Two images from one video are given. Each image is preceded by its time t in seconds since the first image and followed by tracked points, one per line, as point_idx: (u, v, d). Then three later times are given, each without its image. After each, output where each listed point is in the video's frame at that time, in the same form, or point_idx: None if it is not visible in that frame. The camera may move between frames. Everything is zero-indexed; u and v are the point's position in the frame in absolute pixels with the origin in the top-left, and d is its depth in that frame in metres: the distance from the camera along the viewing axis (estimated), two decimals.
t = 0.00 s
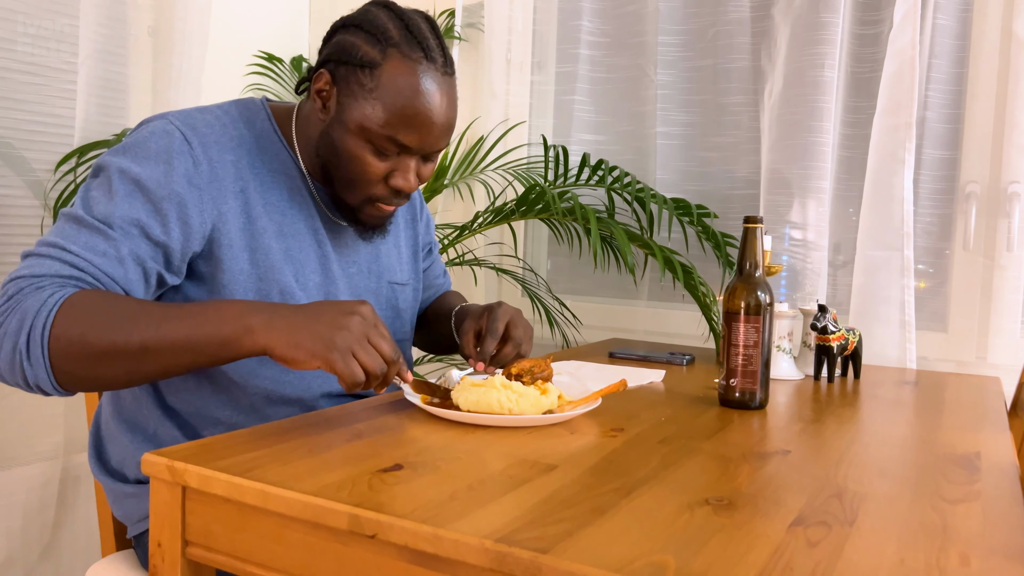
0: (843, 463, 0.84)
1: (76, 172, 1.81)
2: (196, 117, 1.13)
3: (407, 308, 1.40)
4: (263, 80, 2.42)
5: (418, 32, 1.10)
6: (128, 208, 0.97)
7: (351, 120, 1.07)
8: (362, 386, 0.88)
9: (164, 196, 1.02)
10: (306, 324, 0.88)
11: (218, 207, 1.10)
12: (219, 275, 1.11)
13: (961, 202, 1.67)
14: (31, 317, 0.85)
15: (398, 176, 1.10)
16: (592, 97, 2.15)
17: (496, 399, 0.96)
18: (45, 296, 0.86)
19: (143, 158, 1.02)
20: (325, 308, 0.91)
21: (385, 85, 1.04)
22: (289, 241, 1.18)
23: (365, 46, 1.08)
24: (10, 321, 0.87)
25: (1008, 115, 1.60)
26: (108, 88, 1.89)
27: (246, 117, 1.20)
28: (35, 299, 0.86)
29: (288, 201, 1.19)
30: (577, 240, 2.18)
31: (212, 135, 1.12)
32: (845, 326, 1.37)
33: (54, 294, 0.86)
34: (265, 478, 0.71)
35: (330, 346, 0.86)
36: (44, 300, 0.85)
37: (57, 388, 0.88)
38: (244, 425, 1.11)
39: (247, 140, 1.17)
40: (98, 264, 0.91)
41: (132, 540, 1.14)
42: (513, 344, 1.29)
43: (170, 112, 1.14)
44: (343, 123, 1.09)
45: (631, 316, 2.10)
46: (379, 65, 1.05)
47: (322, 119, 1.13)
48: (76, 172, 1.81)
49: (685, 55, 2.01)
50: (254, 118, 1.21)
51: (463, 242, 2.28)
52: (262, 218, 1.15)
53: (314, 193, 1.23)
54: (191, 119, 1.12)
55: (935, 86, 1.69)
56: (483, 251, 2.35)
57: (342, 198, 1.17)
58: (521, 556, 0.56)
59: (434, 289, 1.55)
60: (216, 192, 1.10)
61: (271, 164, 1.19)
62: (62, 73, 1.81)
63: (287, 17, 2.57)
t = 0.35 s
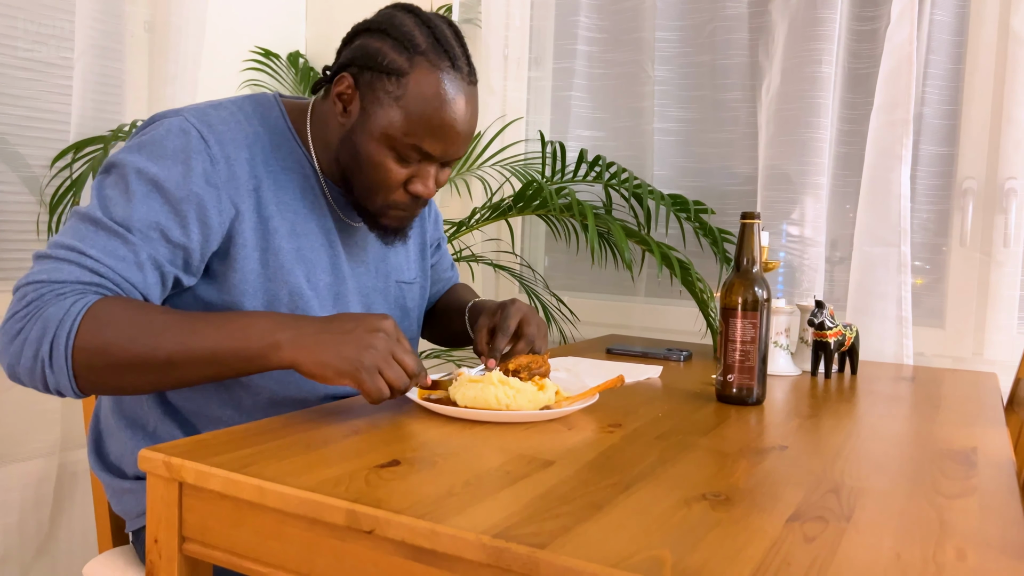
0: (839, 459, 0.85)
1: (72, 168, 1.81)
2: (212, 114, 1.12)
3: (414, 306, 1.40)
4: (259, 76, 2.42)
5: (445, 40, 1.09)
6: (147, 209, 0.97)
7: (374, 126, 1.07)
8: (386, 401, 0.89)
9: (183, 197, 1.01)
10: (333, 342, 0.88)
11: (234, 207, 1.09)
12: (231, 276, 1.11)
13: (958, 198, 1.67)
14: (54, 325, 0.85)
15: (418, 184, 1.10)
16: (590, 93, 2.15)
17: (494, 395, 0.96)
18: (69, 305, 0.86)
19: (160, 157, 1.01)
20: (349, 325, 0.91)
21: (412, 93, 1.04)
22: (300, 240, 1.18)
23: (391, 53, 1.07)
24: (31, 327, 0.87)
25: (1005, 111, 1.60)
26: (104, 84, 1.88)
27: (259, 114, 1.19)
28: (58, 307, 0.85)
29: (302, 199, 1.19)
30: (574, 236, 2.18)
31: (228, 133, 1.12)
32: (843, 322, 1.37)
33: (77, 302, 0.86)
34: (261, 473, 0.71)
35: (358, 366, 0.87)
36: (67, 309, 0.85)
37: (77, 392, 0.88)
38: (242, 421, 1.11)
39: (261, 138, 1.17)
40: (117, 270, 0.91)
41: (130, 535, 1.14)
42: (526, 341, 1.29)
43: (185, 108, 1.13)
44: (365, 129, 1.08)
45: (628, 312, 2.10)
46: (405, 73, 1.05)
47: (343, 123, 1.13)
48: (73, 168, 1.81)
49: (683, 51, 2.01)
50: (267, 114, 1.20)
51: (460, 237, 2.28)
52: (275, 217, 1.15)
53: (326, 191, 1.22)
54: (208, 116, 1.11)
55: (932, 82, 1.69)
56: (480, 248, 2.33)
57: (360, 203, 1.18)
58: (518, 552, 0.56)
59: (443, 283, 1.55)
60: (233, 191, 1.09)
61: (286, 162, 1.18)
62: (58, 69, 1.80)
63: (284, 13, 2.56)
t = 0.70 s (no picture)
0: (836, 455, 0.85)
1: (69, 166, 1.80)
2: (214, 110, 1.12)
3: (414, 306, 1.40)
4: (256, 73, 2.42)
5: (458, 44, 1.11)
6: (145, 201, 0.97)
7: (393, 128, 1.07)
8: (390, 385, 0.89)
9: (180, 190, 1.01)
10: (322, 334, 0.87)
11: (233, 202, 1.09)
12: (230, 271, 1.11)
13: (954, 195, 1.68)
14: (44, 313, 0.85)
15: (434, 183, 1.11)
16: (587, 91, 2.15)
17: (492, 391, 0.96)
18: (59, 293, 0.86)
19: (159, 150, 1.01)
20: (338, 317, 0.91)
21: (433, 96, 1.04)
22: (301, 237, 1.18)
23: (409, 56, 1.07)
24: (22, 314, 0.87)
25: (1001, 109, 1.61)
26: (101, 81, 1.88)
27: (263, 111, 1.19)
28: (49, 295, 0.86)
29: (302, 196, 1.19)
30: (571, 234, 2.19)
31: (230, 128, 1.12)
32: (839, 319, 1.38)
33: (68, 291, 0.86)
34: (259, 471, 0.71)
35: (351, 355, 0.86)
36: (58, 297, 0.85)
37: (66, 381, 0.88)
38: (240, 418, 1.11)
39: (264, 135, 1.17)
40: (111, 260, 0.91)
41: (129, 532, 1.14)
42: (525, 335, 1.29)
43: (188, 102, 1.13)
44: (383, 130, 1.08)
45: (626, 309, 2.10)
46: (424, 75, 1.05)
47: (357, 124, 1.12)
48: (69, 165, 1.80)
49: (680, 48, 2.01)
50: (270, 111, 1.20)
51: (458, 235, 2.27)
52: (276, 213, 1.15)
53: (329, 191, 1.22)
54: (210, 111, 1.11)
55: (928, 80, 1.70)
56: (477, 246, 2.33)
57: (370, 201, 1.17)
58: (515, 548, 0.56)
59: (443, 286, 1.55)
60: (232, 186, 1.09)
61: (287, 159, 1.18)
62: (55, 67, 1.80)
63: (281, 10, 2.55)
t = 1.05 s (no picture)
0: (831, 453, 0.86)
1: (67, 165, 1.80)
2: (203, 110, 1.12)
3: (406, 303, 1.40)
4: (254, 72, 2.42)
5: (444, 37, 1.12)
6: (134, 202, 0.97)
7: (385, 123, 1.08)
8: (383, 370, 0.88)
9: (170, 190, 1.01)
10: (310, 326, 0.88)
11: (223, 201, 1.10)
12: (223, 269, 1.11)
13: (949, 195, 1.69)
14: (37, 313, 0.85)
15: (427, 177, 1.12)
16: (584, 91, 2.16)
17: (490, 390, 0.97)
18: (52, 293, 0.86)
19: (149, 150, 1.02)
20: (326, 307, 0.91)
21: (423, 90, 1.06)
22: (292, 234, 1.18)
23: (397, 51, 1.08)
24: (15, 315, 0.87)
25: (995, 110, 1.62)
26: (99, 80, 1.88)
27: (251, 110, 1.19)
28: (41, 295, 0.86)
29: (293, 193, 1.19)
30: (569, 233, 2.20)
31: (219, 127, 1.12)
32: (834, 318, 1.39)
33: (60, 290, 0.86)
34: (259, 469, 0.72)
35: (339, 344, 0.86)
36: (49, 297, 0.86)
37: (60, 382, 0.88)
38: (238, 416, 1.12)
39: (253, 133, 1.17)
40: (103, 260, 0.92)
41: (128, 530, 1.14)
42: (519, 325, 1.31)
43: (177, 103, 1.13)
44: (374, 126, 1.09)
45: (623, 308, 2.11)
46: (413, 70, 1.06)
47: (348, 122, 1.13)
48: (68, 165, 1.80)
49: (676, 48, 2.02)
50: (258, 111, 1.20)
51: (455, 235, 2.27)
52: (267, 211, 1.15)
53: (321, 190, 1.23)
54: (199, 111, 1.12)
55: (923, 80, 1.71)
56: (475, 245, 2.33)
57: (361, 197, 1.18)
58: (515, 545, 0.57)
59: (436, 286, 1.56)
60: (222, 185, 1.10)
61: (277, 157, 1.19)
62: (53, 66, 1.80)
63: (278, 9, 2.56)
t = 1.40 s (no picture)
0: (829, 452, 0.87)
1: (69, 166, 1.81)
2: (195, 113, 1.14)
3: (403, 302, 1.41)
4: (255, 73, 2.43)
5: (438, 35, 1.14)
6: (123, 205, 0.98)
7: (378, 119, 1.09)
8: (359, 377, 0.88)
9: (160, 193, 1.03)
10: (287, 330, 0.87)
11: (215, 204, 1.11)
12: (216, 271, 1.12)
13: (947, 195, 1.70)
14: (21, 314, 0.86)
15: (421, 174, 1.13)
16: (584, 92, 2.17)
17: (492, 390, 0.98)
18: (37, 294, 0.87)
19: (140, 154, 1.03)
20: (305, 309, 0.90)
21: (416, 86, 1.07)
22: (287, 236, 1.19)
23: (390, 48, 1.09)
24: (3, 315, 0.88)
25: (992, 111, 1.63)
26: (100, 81, 1.89)
27: (245, 112, 1.20)
28: (27, 296, 0.87)
29: (287, 194, 1.20)
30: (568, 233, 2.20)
31: (211, 130, 1.13)
32: (833, 319, 1.40)
33: (44, 291, 0.87)
34: (264, 468, 0.72)
35: (316, 350, 0.86)
36: (34, 298, 0.86)
37: (47, 381, 0.89)
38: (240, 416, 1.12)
39: (246, 135, 1.18)
40: (90, 262, 0.92)
41: (130, 530, 1.15)
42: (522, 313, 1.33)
43: (170, 106, 1.14)
44: (368, 122, 1.10)
45: (622, 308, 2.12)
46: (407, 67, 1.08)
47: (342, 119, 1.14)
48: (69, 166, 1.81)
49: (676, 49, 2.03)
50: (252, 112, 1.21)
51: (455, 235, 2.28)
52: (261, 212, 1.16)
53: (316, 192, 1.23)
54: (191, 115, 1.13)
55: (921, 82, 1.71)
56: (475, 245, 2.34)
57: (361, 197, 1.17)
58: (517, 543, 0.58)
59: (435, 283, 1.57)
60: (214, 187, 1.11)
61: (271, 158, 1.20)
62: (55, 67, 1.81)
63: (279, 10, 2.56)
